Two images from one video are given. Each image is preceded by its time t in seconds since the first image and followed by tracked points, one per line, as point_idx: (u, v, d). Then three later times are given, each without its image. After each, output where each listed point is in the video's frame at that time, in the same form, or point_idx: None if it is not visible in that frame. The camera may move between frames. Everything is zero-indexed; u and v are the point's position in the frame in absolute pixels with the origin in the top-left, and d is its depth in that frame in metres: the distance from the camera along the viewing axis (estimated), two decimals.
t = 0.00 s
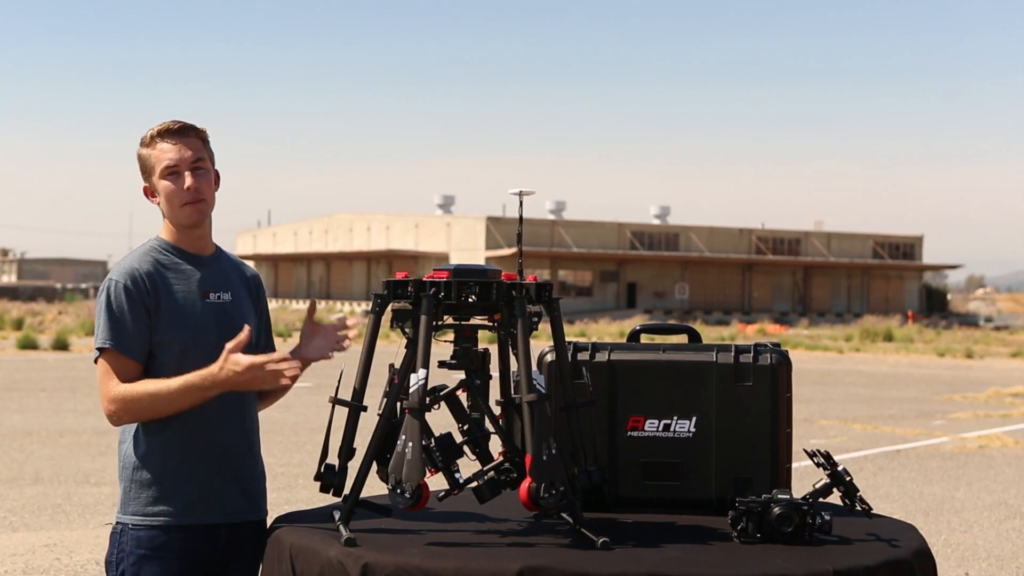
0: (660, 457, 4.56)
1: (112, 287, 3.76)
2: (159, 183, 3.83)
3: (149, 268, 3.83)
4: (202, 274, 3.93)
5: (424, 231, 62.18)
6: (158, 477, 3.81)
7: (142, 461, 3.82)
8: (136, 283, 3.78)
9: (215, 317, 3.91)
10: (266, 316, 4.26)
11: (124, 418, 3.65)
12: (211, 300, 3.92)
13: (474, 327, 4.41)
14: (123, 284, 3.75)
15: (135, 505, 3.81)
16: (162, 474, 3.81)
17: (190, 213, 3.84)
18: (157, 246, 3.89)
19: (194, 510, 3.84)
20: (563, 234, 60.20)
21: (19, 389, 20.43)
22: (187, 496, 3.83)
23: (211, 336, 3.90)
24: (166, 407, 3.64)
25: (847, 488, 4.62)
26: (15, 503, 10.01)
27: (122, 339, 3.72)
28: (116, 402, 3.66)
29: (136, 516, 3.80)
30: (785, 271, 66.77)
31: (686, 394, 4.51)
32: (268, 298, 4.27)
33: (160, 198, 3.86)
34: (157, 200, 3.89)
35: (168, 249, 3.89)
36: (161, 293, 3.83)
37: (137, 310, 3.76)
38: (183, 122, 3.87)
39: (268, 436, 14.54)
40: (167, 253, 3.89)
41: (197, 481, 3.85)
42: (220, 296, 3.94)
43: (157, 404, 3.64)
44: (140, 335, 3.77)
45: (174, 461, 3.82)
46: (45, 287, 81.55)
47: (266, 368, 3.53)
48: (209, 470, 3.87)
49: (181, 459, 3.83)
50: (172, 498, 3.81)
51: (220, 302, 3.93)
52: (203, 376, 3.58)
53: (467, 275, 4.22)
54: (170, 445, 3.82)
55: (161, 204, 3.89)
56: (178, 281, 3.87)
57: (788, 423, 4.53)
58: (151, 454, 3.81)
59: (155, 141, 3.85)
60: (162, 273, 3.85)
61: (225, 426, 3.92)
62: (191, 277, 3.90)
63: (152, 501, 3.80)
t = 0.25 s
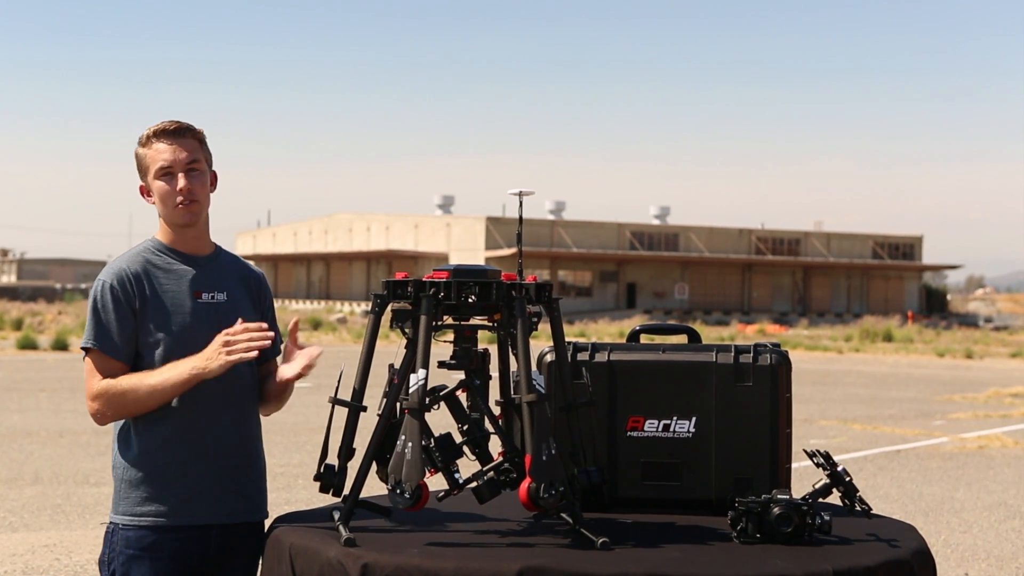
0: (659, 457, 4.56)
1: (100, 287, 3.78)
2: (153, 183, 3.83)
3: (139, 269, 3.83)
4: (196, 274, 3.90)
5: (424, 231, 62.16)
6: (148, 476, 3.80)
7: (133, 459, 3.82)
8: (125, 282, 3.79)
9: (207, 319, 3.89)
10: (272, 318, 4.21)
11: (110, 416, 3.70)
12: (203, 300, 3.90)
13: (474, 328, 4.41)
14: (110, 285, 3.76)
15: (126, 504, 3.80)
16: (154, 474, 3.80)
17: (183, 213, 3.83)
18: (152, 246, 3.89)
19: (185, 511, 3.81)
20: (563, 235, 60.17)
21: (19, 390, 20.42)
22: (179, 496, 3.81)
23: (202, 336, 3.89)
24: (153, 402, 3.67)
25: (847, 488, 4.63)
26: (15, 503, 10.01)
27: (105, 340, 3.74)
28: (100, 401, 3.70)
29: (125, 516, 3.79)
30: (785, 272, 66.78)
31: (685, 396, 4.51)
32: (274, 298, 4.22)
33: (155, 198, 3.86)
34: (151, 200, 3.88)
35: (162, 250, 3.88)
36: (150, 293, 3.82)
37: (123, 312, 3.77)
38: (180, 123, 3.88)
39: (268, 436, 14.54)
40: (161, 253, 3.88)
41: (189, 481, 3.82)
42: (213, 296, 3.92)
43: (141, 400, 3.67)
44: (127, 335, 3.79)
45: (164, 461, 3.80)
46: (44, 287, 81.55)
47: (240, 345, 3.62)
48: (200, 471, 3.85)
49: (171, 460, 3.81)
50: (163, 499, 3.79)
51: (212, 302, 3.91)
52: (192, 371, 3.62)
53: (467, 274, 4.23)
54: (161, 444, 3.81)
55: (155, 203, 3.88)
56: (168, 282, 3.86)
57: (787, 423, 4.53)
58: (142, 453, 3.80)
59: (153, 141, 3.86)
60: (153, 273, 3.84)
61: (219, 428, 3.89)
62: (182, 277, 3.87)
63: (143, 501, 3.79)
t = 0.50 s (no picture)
0: (659, 458, 4.57)
1: (93, 287, 3.82)
2: (149, 182, 3.84)
3: (132, 268, 3.84)
4: (191, 274, 3.87)
5: (424, 231, 62.17)
6: (138, 477, 3.80)
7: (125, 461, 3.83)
8: (116, 283, 3.81)
9: (201, 320, 3.85)
10: (279, 320, 4.17)
11: (96, 418, 3.77)
12: (198, 302, 3.85)
13: (474, 328, 4.41)
14: (102, 286, 3.79)
15: (115, 504, 3.80)
16: (144, 475, 3.79)
17: (179, 214, 3.82)
18: (150, 247, 3.89)
19: (174, 512, 3.79)
20: (563, 235, 60.15)
21: (18, 390, 20.41)
22: (167, 498, 3.79)
23: (195, 339, 3.85)
24: (144, 422, 3.74)
25: (847, 489, 4.63)
26: (15, 504, 10.01)
27: (93, 340, 3.78)
28: (86, 402, 3.78)
29: (115, 516, 3.78)
30: (784, 272, 66.77)
31: (685, 397, 4.50)
32: (281, 300, 4.16)
33: (153, 197, 3.86)
34: (149, 198, 3.89)
35: (158, 251, 3.88)
36: (140, 295, 3.82)
37: (112, 313, 3.80)
38: (179, 122, 3.87)
39: (267, 437, 14.54)
40: (157, 254, 3.88)
41: (178, 484, 3.81)
42: (207, 297, 3.87)
43: (129, 413, 3.73)
44: (117, 337, 3.81)
45: (154, 464, 3.80)
46: (44, 287, 81.56)
47: (220, 398, 3.67)
48: (189, 474, 3.83)
49: (161, 463, 3.81)
50: (152, 499, 3.78)
51: (208, 303, 3.86)
52: (180, 410, 3.71)
53: (467, 275, 4.23)
54: (152, 446, 3.82)
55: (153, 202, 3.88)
56: (161, 283, 3.84)
57: (787, 424, 4.52)
58: (134, 454, 3.82)
59: (152, 140, 3.86)
60: (146, 273, 3.84)
61: (210, 431, 3.87)
62: (176, 277, 3.85)
63: (132, 500, 3.78)
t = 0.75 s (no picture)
0: (658, 459, 4.56)
1: (91, 287, 3.82)
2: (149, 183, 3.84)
3: (128, 269, 3.84)
4: (186, 277, 3.87)
5: (424, 232, 62.15)
6: (132, 480, 3.80)
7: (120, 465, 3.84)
8: (113, 284, 3.81)
9: (197, 322, 3.84)
10: (276, 321, 4.16)
11: (92, 419, 3.77)
12: (194, 303, 3.85)
13: (474, 328, 4.40)
14: (98, 287, 3.80)
15: (108, 505, 3.80)
16: (137, 478, 3.80)
17: (178, 216, 3.82)
18: (147, 248, 3.90)
19: (169, 515, 3.80)
20: (563, 236, 60.16)
21: (17, 391, 20.40)
22: (162, 499, 3.79)
23: (190, 341, 3.84)
24: (139, 424, 3.74)
25: (847, 490, 4.62)
26: (14, 505, 10.00)
27: (90, 341, 3.79)
28: (84, 402, 3.79)
29: (109, 517, 3.79)
30: (784, 273, 66.80)
31: (683, 398, 4.50)
32: (278, 303, 4.16)
33: (153, 197, 3.86)
34: (149, 198, 3.89)
35: (156, 252, 3.88)
36: (135, 295, 3.83)
37: (108, 314, 3.80)
38: (183, 123, 3.87)
39: (267, 438, 14.53)
40: (155, 255, 3.88)
41: (172, 486, 3.81)
42: (204, 300, 3.87)
43: (125, 416, 3.74)
44: (114, 338, 3.82)
45: (149, 467, 3.80)
46: (43, 288, 81.56)
47: (215, 406, 3.65)
48: (183, 476, 3.82)
49: (155, 466, 3.80)
50: (145, 502, 3.77)
51: (203, 306, 3.86)
52: (175, 414, 3.70)
53: (466, 276, 4.22)
54: (147, 450, 3.82)
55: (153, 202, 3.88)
56: (158, 284, 3.84)
57: (787, 425, 4.52)
58: (129, 456, 3.82)
59: (154, 140, 3.86)
60: (143, 274, 3.85)
61: (204, 435, 3.86)
62: (172, 279, 3.85)
63: (124, 503, 3.78)
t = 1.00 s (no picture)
0: (658, 460, 4.57)
1: (88, 288, 3.81)
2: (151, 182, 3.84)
3: (125, 271, 3.83)
4: (184, 277, 3.88)
5: (424, 232, 62.13)
6: (129, 482, 3.80)
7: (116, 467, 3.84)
8: (110, 285, 3.80)
9: (195, 323, 3.85)
10: (270, 321, 4.17)
11: (88, 422, 3.77)
12: (191, 304, 3.86)
13: (474, 329, 4.40)
14: (96, 288, 3.79)
15: (105, 507, 3.80)
16: (135, 479, 3.80)
17: (179, 216, 3.82)
18: (144, 248, 3.89)
19: (167, 516, 3.80)
20: (563, 236, 60.12)
21: (16, 391, 20.37)
22: (159, 501, 3.79)
23: (187, 342, 3.86)
24: (137, 426, 3.74)
25: (847, 490, 4.62)
26: (13, 505, 9.99)
27: (88, 342, 3.77)
28: (80, 405, 3.78)
29: (105, 519, 3.78)
30: (785, 273, 66.79)
31: (684, 397, 4.50)
32: (274, 303, 4.17)
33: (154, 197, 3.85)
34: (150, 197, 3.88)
35: (154, 253, 3.88)
36: (133, 295, 3.82)
37: (106, 315, 3.79)
38: (186, 124, 3.87)
39: (267, 438, 14.52)
40: (151, 255, 3.88)
41: (170, 488, 3.81)
42: (202, 300, 3.88)
43: (123, 418, 3.74)
44: (111, 338, 3.81)
45: (146, 468, 3.80)
46: (42, 289, 81.54)
47: (216, 409, 3.65)
48: (179, 478, 3.82)
49: (154, 467, 3.81)
50: (142, 503, 3.77)
51: (201, 306, 3.87)
52: (176, 416, 3.71)
53: (466, 277, 4.22)
54: (144, 451, 3.82)
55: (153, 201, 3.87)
56: (156, 285, 3.85)
57: (787, 426, 4.53)
58: (125, 458, 3.82)
59: (158, 139, 3.85)
60: (140, 274, 3.84)
61: (200, 438, 3.87)
62: (170, 280, 3.86)
63: (122, 505, 3.78)
